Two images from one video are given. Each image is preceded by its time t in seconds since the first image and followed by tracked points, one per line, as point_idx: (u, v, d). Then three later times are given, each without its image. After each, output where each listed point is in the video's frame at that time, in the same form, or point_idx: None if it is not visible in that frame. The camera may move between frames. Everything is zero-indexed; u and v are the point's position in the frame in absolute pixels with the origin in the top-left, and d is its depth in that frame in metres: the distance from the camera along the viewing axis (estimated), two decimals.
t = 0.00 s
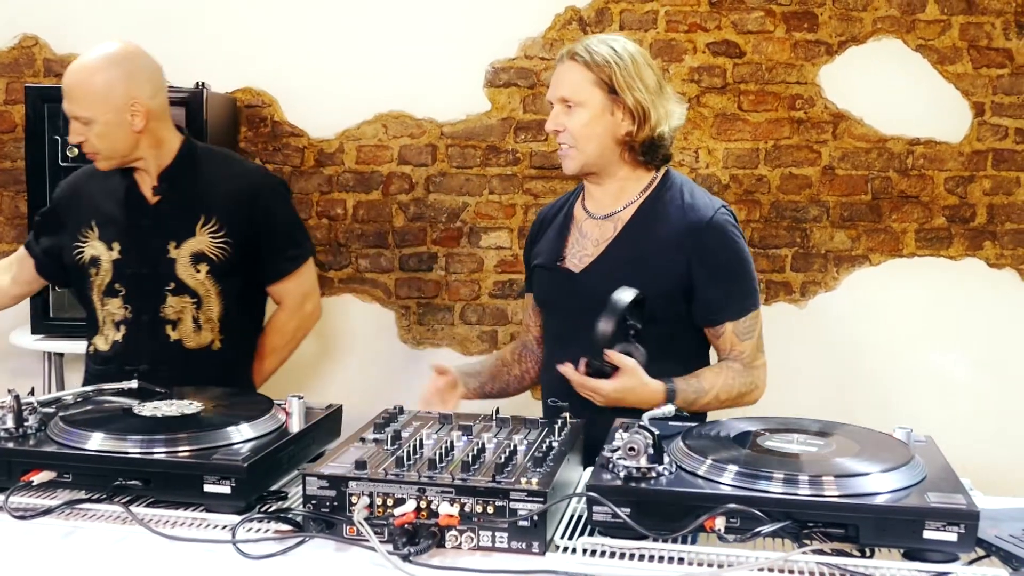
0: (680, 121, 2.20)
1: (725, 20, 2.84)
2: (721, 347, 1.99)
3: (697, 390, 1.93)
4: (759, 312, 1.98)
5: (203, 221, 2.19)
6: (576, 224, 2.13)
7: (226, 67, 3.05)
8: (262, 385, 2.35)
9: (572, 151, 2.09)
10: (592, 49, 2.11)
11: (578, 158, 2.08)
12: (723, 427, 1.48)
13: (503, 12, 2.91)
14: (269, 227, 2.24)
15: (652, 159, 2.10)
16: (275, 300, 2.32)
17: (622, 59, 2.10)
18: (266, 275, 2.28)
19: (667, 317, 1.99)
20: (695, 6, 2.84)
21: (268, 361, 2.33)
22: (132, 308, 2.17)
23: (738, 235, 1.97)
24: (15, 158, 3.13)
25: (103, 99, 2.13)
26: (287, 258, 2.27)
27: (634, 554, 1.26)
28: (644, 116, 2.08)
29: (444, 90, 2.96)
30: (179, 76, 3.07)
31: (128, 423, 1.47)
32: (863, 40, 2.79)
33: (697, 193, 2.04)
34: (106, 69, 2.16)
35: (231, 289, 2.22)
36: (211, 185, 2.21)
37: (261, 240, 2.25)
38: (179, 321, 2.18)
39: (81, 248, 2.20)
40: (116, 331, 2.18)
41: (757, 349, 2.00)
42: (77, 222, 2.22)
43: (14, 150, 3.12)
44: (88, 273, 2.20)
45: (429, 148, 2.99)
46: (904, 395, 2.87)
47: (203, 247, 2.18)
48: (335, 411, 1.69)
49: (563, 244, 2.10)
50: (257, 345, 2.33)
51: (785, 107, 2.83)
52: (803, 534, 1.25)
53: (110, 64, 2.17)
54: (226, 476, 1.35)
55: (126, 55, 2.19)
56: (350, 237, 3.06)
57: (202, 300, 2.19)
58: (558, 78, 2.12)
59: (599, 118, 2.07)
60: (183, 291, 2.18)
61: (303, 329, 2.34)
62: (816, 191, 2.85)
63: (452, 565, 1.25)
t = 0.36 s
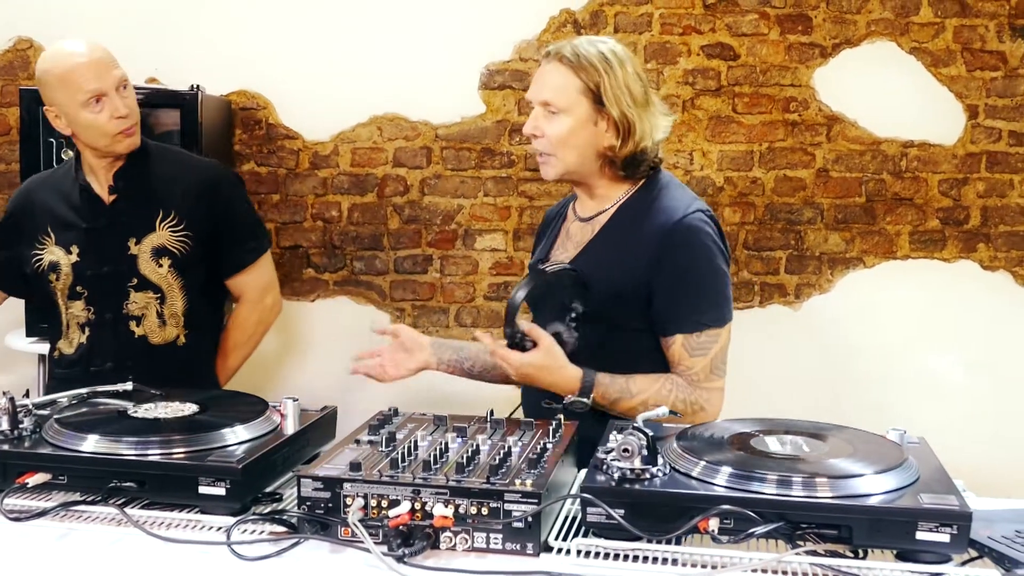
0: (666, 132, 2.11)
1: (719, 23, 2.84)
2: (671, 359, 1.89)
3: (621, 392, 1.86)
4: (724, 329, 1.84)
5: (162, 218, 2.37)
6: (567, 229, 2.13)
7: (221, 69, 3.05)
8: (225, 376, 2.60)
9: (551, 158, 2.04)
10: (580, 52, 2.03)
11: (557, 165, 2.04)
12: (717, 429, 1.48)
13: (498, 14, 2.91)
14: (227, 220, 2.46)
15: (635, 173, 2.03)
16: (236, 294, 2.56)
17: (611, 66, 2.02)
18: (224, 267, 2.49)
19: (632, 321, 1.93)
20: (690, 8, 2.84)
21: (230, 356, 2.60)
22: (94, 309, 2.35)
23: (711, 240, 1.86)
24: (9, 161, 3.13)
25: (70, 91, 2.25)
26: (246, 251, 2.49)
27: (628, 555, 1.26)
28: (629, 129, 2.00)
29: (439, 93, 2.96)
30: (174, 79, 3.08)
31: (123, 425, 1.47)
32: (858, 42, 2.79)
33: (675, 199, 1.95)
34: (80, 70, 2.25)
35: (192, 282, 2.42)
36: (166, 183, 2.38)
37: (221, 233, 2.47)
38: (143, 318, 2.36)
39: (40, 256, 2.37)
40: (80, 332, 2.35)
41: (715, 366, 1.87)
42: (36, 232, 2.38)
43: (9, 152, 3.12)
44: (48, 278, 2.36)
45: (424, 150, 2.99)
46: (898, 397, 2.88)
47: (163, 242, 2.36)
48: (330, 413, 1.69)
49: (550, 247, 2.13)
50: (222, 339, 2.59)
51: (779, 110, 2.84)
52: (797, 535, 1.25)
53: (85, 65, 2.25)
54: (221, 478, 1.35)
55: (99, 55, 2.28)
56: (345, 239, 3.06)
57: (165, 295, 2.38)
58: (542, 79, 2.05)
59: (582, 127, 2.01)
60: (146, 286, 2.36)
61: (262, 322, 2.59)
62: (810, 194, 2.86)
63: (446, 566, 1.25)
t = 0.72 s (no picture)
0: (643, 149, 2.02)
1: (714, 25, 2.85)
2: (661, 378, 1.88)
3: (608, 404, 1.90)
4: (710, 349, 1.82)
5: (146, 216, 2.38)
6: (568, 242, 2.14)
7: (216, 72, 3.05)
8: (209, 377, 2.58)
9: (524, 169, 2.10)
10: (548, 71, 2.03)
11: (528, 177, 2.10)
12: (711, 431, 1.48)
13: (489, 19, 2.92)
14: (210, 219, 2.47)
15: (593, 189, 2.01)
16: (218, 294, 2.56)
17: (573, 84, 2.00)
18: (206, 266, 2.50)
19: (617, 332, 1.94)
20: (685, 11, 2.85)
21: (212, 358, 2.57)
22: (80, 309, 2.34)
23: (695, 257, 1.84)
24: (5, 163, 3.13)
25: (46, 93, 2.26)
26: (226, 250, 2.50)
27: (622, 557, 1.27)
28: (579, 148, 1.98)
29: (434, 95, 2.96)
30: (169, 81, 3.08)
31: (117, 427, 1.47)
32: (852, 45, 2.80)
33: (661, 216, 1.92)
34: (56, 72, 2.26)
35: (177, 279, 2.43)
36: (147, 182, 2.39)
37: (203, 231, 2.47)
38: (131, 316, 2.37)
39: (22, 259, 2.35)
40: (66, 333, 2.34)
41: (702, 389, 1.85)
42: (17, 236, 2.37)
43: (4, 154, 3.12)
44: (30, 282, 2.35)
45: (419, 152, 2.99)
46: (893, 400, 2.88)
47: (148, 240, 2.37)
48: (324, 415, 1.69)
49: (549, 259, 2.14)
50: (203, 340, 2.58)
51: (774, 112, 2.85)
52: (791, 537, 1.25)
53: (61, 67, 2.26)
54: (215, 479, 1.35)
55: (76, 57, 2.29)
56: (340, 241, 3.06)
57: (152, 293, 2.38)
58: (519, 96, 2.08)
59: (541, 144, 2.03)
60: (133, 284, 2.37)
61: (243, 322, 2.60)
62: (805, 196, 2.86)
63: (441, 568, 1.25)
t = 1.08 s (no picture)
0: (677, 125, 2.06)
1: (711, 26, 2.85)
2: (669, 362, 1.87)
3: (634, 387, 1.83)
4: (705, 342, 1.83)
5: (143, 217, 2.37)
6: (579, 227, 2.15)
7: (213, 73, 3.05)
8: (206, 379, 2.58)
9: (556, 144, 2.12)
10: (586, 49, 2.08)
11: (560, 152, 2.12)
12: (708, 432, 1.48)
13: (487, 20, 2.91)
14: (206, 218, 2.47)
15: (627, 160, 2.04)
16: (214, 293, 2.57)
17: (612, 59, 2.05)
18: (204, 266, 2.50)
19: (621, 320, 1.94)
20: (681, 12, 2.85)
21: (210, 356, 2.59)
22: (77, 310, 2.33)
23: (699, 243, 1.84)
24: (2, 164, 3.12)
25: (41, 95, 2.25)
26: (223, 250, 2.50)
27: (618, 558, 1.27)
28: (615, 118, 2.01)
29: (431, 96, 2.96)
30: (166, 82, 3.08)
31: (114, 429, 1.47)
32: (849, 46, 2.80)
33: (666, 203, 1.93)
34: (48, 73, 2.25)
35: (173, 280, 2.42)
36: (143, 182, 2.39)
37: (199, 232, 2.47)
38: (128, 316, 2.36)
39: (20, 261, 2.36)
40: (64, 334, 2.34)
41: (710, 365, 1.87)
42: (15, 238, 2.37)
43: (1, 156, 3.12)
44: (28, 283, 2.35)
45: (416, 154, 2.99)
46: (890, 401, 2.88)
47: (145, 240, 2.37)
48: (321, 417, 1.69)
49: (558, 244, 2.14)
50: (202, 339, 2.60)
51: (771, 114, 2.85)
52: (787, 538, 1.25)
53: (53, 68, 2.25)
54: (212, 481, 1.35)
55: (68, 58, 2.28)
56: (337, 242, 3.06)
57: (149, 293, 2.38)
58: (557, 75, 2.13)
59: (575, 116, 2.05)
60: (129, 284, 2.36)
61: (241, 322, 2.60)
62: (802, 198, 2.87)
63: (438, 569, 1.25)
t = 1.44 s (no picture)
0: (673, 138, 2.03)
1: (711, 27, 2.85)
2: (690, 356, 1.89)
3: (646, 386, 1.89)
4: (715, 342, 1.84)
5: (162, 221, 2.37)
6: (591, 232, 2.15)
7: (213, 75, 3.05)
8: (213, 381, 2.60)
9: (561, 163, 2.10)
10: (580, 68, 2.05)
11: (566, 170, 2.10)
12: (709, 433, 1.48)
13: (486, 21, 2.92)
14: (222, 221, 2.48)
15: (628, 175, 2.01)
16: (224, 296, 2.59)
17: (605, 77, 2.02)
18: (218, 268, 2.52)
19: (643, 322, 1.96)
20: (681, 13, 2.85)
21: (221, 356, 2.62)
22: (96, 312, 2.33)
23: (720, 243, 1.86)
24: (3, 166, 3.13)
25: (65, 102, 2.24)
26: (235, 254, 2.51)
27: (618, 559, 1.26)
28: (613, 136, 1.99)
29: (431, 97, 2.96)
30: (167, 84, 3.08)
31: (115, 431, 1.46)
32: (849, 46, 2.80)
33: (683, 205, 1.95)
34: (75, 79, 2.24)
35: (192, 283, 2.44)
36: (161, 186, 2.39)
37: (212, 235, 2.49)
38: (149, 319, 2.37)
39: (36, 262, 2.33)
40: (83, 336, 2.33)
41: (731, 360, 1.87)
42: (30, 237, 2.34)
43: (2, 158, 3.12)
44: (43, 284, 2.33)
45: (416, 155, 2.99)
46: (891, 402, 2.88)
47: (165, 245, 2.37)
48: (321, 418, 1.68)
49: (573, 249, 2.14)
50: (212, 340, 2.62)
51: (771, 114, 2.85)
52: (787, 539, 1.25)
53: (79, 75, 2.24)
54: (213, 482, 1.35)
55: (94, 65, 2.27)
56: (337, 244, 3.06)
57: (168, 296, 2.38)
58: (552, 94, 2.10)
59: (576, 135, 2.03)
60: (150, 288, 2.36)
61: (250, 321, 2.62)
62: (803, 198, 2.86)
63: (438, 571, 1.25)
